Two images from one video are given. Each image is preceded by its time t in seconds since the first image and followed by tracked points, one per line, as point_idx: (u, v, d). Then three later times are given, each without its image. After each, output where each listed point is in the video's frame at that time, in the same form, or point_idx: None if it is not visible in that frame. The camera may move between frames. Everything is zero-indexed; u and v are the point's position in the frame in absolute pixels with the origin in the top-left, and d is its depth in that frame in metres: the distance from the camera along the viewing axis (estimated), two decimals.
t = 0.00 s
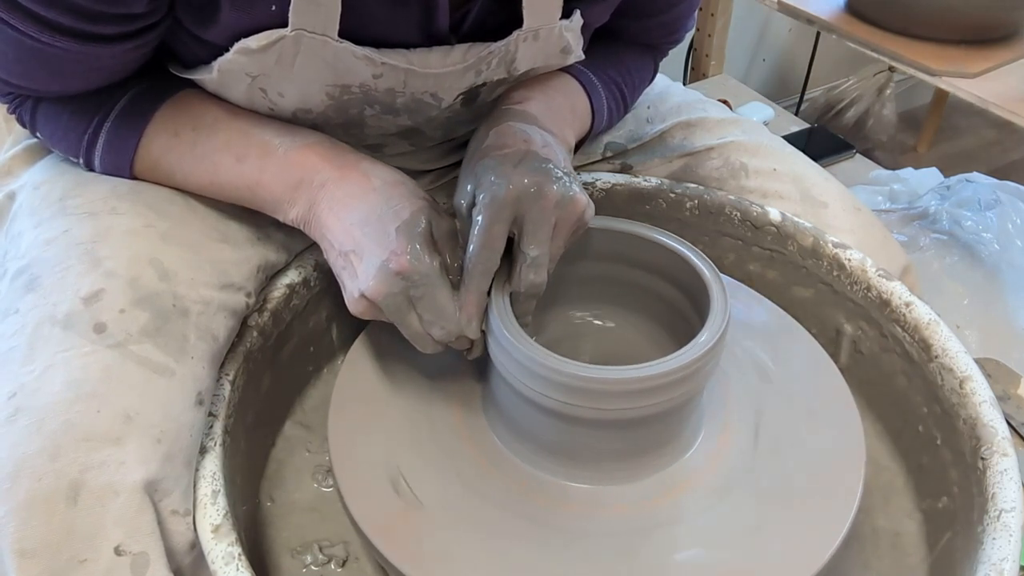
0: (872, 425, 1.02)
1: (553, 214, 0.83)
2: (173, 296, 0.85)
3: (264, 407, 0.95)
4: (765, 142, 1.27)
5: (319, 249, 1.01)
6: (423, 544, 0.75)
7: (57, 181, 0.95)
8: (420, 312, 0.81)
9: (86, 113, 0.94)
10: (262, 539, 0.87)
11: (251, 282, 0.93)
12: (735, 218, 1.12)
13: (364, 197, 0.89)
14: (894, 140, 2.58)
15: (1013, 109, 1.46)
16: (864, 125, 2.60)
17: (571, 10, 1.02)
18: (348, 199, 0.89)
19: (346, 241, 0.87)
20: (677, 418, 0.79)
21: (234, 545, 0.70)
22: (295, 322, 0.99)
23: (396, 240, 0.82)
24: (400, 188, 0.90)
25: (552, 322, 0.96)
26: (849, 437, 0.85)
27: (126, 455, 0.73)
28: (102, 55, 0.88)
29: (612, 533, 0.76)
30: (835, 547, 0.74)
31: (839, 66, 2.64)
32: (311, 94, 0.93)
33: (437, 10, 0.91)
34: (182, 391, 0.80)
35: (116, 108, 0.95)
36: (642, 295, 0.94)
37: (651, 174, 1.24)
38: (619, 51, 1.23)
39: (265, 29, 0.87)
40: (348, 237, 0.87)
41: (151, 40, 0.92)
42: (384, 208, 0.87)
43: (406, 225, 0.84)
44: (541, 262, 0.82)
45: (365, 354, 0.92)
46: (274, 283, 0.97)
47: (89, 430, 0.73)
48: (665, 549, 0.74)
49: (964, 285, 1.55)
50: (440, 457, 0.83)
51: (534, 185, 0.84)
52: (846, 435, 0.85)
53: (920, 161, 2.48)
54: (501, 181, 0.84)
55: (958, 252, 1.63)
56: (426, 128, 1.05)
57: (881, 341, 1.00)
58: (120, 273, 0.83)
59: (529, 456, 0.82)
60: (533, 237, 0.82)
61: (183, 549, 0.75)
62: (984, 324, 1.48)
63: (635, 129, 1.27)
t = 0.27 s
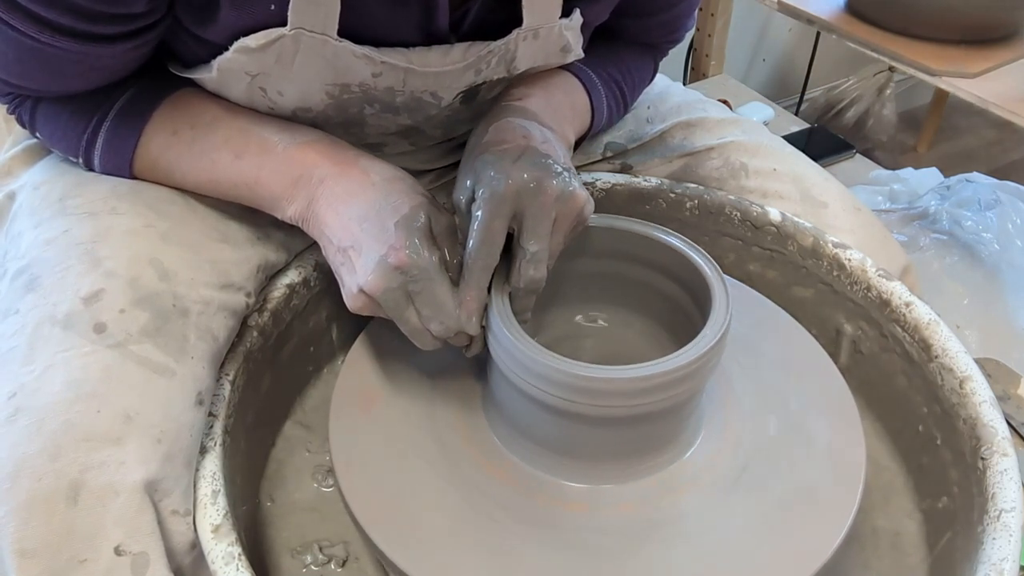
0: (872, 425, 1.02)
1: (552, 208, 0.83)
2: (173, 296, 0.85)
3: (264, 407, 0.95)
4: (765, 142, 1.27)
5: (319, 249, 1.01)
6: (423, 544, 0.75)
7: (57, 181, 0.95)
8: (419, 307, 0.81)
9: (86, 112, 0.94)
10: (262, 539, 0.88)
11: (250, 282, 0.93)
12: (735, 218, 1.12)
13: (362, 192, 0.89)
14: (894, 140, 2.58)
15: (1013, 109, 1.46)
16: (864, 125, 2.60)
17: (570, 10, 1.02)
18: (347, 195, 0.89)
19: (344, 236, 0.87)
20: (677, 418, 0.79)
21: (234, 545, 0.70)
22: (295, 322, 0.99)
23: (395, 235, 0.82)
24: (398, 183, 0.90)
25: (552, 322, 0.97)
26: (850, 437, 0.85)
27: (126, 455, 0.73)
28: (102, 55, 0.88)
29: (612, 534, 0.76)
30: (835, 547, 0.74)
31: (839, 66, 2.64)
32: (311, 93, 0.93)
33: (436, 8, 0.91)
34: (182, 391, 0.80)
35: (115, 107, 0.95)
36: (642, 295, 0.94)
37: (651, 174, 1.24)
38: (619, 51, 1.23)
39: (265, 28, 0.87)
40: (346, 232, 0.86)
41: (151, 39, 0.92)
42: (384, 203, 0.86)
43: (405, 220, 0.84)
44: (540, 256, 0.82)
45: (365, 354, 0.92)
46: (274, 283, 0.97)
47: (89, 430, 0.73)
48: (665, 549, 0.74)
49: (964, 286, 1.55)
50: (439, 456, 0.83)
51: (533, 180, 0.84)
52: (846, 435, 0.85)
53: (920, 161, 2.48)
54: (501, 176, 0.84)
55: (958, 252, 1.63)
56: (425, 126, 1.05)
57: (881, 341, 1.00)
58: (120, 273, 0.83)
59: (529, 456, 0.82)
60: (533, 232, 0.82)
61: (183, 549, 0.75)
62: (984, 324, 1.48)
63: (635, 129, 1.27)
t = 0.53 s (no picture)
0: (872, 425, 1.02)
1: (552, 205, 0.83)
2: (172, 296, 0.85)
3: (264, 407, 0.95)
4: (765, 142, 1.27)
5: (319, 249, 1.01)
6: (423, 544, 0.75)
7: (57, 181, 0.95)
8: (418, 302, 0.81)
9: (85, 112, 0.94)
10: (262, 539, 0.87)
11: (250, 282, 0.93)
12: (735, 218, 1.12)
13: (361, 188, 0.89)
14: (894, 140, 2.58)
15: (1013, 109, 1.46)
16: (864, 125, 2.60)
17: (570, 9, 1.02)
18: (346, 191, 0.89)
19: (343, 232, 0.87)
20: (677, 418, 0.79)
21: (234, 545, 0.70)
22: (295, 322, 0.99)
23: (394, 230, 0.82)
24: (397, 179, 0.90)
25: (552, 322, 0.97)
26: (850, 437, 0.85)
27: (126, 455, 0.73)
28: (102, 55, 0.88)
29: (612, 534, 0.76)
30: (835, 547, 0.74)
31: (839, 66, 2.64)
32: (311, 93, 0.93)
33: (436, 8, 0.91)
34: (182, 391, 0.80)
35: (113, 107, 0.95)
36: (642, 294, 0.95)
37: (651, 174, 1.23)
38: (619, 50, 1.23)
39: (264, 28, 0.87)
40: (345, 228, 0.86)
41: (151, 39, 0.92)
42: (383, 199, 0.87)
43: (405, 215, 0.84)
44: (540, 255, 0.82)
45: (365, 354, 0.92)
46: (274, 283, 0.97)
47: (89, 430, 0.73)
48: (665, 549, 0.74)
49: (964, 286, 1.55)
50: (439, 456, 0.83)
51: (531, 177, 0.84)
52: (846, 435, 0.85)
53: (920, 161, 2.48)
54: (500, 172, 0.84)
55: (957, 252, 1.63)
56: (425, 126, 1.05)
57: (881, 341, 1.00)
58: (120, 273, 0.83)
59: (529, 456, 0.82)
60: (533, 229, 0.82)
61: (183, 549, 0.75)
62: (984, 324, 1.48)
63: (635, 129, 1.27)
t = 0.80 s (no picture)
0: (872, 425, 1.02)
1: (552, 201, 0.83)
2: (172, 296, 0.85)
3: (264, 407, 0.95)
4: (765, 143, 1.27)
5: (319, 249, 1.01)
6: (423, 544, 0.75)
7: (57, 181, 0.95)
8: (417, 298, 0.80)
9: (84, 112, 0.94)
10: (262, 539, 0.88)
11: (250, 282, 0.93)
12: (735, 218, 1.12)
13: (360, 184, 0.89)
14: (894, 140, 2.59)
15: (1013, 109, 1.46)
16: (864, 125, 2.61)
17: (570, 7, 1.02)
18: (345, 187, 0.89)
19: (341, 228, 0.86)
20: (677, 418, 0.79)
21: (234, 545, 0.70)
22: (295, 322, 0.99)
23: (393, 226, 0.82)
24: (396, 176, 0.90)
25: (553, 321, 0.97)
26: (850, 438, 0.85)
27: (126, 455, 0.73)
28: (102, 56, 0.88)
29: (613, 533, 0.76)
30: (835, 547, 0.74)
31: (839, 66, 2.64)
32: (310, 91, 0.93)
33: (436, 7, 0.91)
34: (182, 391, 0.80)
35: (111, 107, 0.95)
36: (642, 293, 0.95)
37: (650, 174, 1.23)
38: (619, 50, 1.23)
39: (263, 27, 0.87)
40: (343, 224, 0.86)
41: (151, 39, 0.92)
42: (381, 195, 0.86)
43: (404, 211, 0.84)
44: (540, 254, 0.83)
45: (365, 354, 0.92)
46: (274, 283, 0.97)
47: (89, 430, 0.73)
48: (665, 549, 0.74)
49: (964, 286, 1.55)
50: (439, 456, 0.83)
51: (532, 173, 0.84)
52: (846, 435, 0.85)
53: (920, 161, 2.48)
54: (500, 168, 0.84)
55: (957, 252, 1.63)
56: (425, 124, 1.05)
57: (881, 341, 1.00)
58: (120, 273, 0.83)
59: (530, 456, 0.82)
60: (532, 226, 0.82)
61: (183, 549, 0.75)
62: (984, 324, 1.48)
63: (635, 129, 1.27)
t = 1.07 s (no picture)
0: (872, 425, 1.02)
1: (552, 197, 0.83)
2: (172, 296, 0.85)
3: (264, 407, 0.95)
4: (765, 142, 1.27)
5: (319, 249, 1.01)
6: (423, 544, 0.75)
7: (57, 181, 0.95)
8: (416, 293, 0.80)
9: (83, 112, 0.94)
10: (262, 539, 0.88)
11: (250, 282, 0.93)
12: (735, 218, 1.12)
13: (359, 180, 0.89)
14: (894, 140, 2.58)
15: (1013, 109, 1.46)
16: (864, 125, 2.61)
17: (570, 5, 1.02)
18: (344, 183, 0.89)
19: (340, 224, 0.86)
20: (677, 417, 0.79)
21: (234, 545, 0.70)
22: (295, 322, 0.99)
23: (392, 220, 0.82)
24: (395, 172, 0.90)
25: (552, 321, 0.97)
26: (851, 438, 0.85)
27: (126, 455, 0.73)
28: (102, 55, 0.88)
29: (613, 533, 0.76)
30: (835, 546, 0.74)
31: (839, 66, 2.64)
32: (310, 90, 0.93)
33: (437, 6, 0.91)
34: (182, 391, 0.80)
35: (110, 106, 0.95)
36: (642, 292, 0.95)
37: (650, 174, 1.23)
38: (619, 49, 1.23)
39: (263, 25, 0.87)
40: (342, 219, 0.86)
41: (151, 39, 0.92)
42: (380, 190, 0.86)
43: (404, 206, 0.84)
44: (541, 254, 0.83)
45: (365, 354, 0.92)
46: (274, 282, 0.97)
47: (89, 430, 0.73)
48: (665, 548, 0.74)
49: (964, 286, 1.55)
50: (439, 456, 0.83)
51: (531, 170, 0.84)
52: (847, 435, 0.85)
53: (920, 161, 2.48)
54: (500, 165, 0.84)
55: (957, 252, 1.63)
56: (425, 123, 1.05)
57: (881, 341, 1.00)
58: (120, 273, 0.83)
59: (530, 456, 0.82)
60: (532, 222, 0.82)
61: (183, 549, 0.75)
62: (984, 324, 1.48)
63: (635, 129, 1.27)
